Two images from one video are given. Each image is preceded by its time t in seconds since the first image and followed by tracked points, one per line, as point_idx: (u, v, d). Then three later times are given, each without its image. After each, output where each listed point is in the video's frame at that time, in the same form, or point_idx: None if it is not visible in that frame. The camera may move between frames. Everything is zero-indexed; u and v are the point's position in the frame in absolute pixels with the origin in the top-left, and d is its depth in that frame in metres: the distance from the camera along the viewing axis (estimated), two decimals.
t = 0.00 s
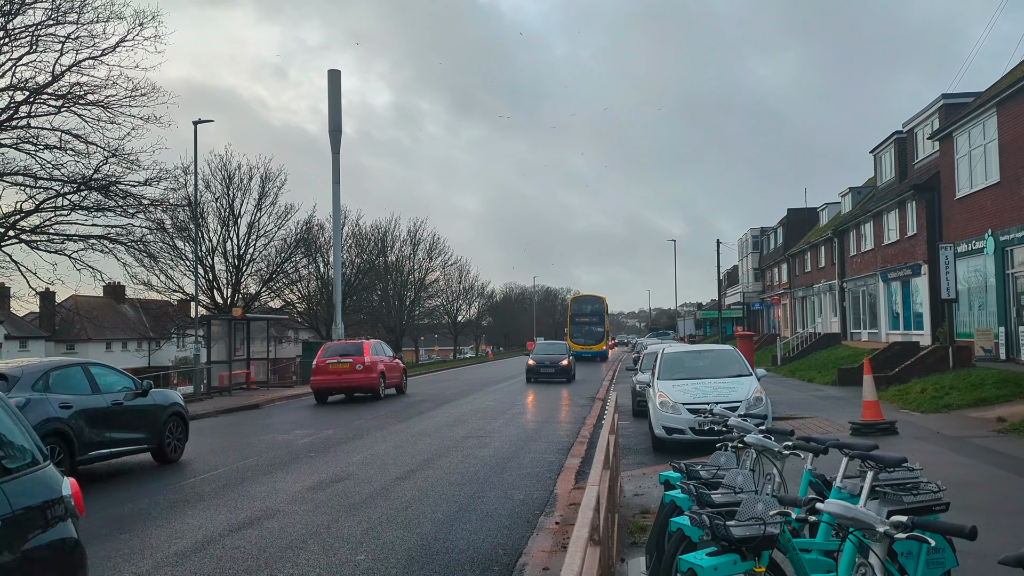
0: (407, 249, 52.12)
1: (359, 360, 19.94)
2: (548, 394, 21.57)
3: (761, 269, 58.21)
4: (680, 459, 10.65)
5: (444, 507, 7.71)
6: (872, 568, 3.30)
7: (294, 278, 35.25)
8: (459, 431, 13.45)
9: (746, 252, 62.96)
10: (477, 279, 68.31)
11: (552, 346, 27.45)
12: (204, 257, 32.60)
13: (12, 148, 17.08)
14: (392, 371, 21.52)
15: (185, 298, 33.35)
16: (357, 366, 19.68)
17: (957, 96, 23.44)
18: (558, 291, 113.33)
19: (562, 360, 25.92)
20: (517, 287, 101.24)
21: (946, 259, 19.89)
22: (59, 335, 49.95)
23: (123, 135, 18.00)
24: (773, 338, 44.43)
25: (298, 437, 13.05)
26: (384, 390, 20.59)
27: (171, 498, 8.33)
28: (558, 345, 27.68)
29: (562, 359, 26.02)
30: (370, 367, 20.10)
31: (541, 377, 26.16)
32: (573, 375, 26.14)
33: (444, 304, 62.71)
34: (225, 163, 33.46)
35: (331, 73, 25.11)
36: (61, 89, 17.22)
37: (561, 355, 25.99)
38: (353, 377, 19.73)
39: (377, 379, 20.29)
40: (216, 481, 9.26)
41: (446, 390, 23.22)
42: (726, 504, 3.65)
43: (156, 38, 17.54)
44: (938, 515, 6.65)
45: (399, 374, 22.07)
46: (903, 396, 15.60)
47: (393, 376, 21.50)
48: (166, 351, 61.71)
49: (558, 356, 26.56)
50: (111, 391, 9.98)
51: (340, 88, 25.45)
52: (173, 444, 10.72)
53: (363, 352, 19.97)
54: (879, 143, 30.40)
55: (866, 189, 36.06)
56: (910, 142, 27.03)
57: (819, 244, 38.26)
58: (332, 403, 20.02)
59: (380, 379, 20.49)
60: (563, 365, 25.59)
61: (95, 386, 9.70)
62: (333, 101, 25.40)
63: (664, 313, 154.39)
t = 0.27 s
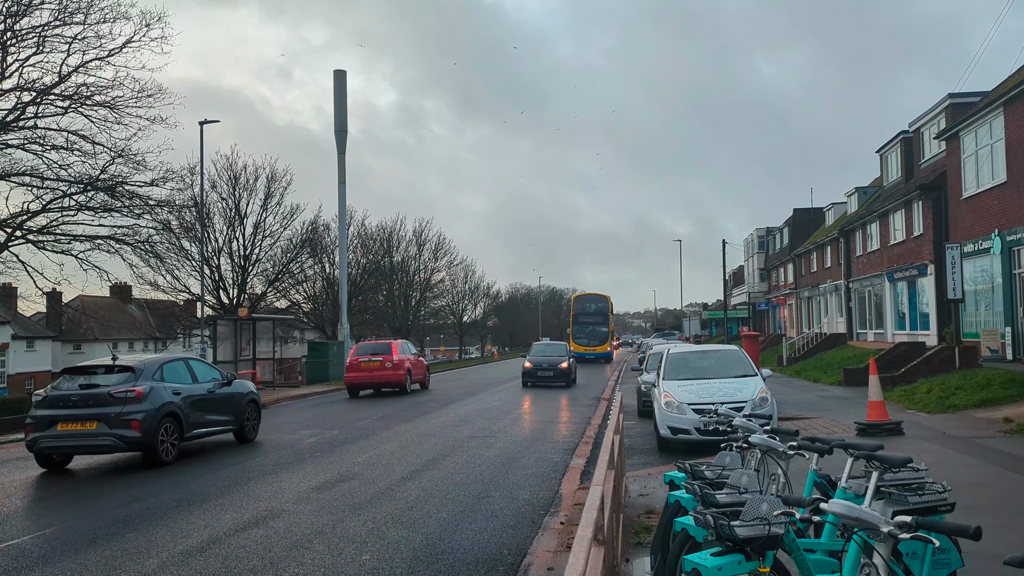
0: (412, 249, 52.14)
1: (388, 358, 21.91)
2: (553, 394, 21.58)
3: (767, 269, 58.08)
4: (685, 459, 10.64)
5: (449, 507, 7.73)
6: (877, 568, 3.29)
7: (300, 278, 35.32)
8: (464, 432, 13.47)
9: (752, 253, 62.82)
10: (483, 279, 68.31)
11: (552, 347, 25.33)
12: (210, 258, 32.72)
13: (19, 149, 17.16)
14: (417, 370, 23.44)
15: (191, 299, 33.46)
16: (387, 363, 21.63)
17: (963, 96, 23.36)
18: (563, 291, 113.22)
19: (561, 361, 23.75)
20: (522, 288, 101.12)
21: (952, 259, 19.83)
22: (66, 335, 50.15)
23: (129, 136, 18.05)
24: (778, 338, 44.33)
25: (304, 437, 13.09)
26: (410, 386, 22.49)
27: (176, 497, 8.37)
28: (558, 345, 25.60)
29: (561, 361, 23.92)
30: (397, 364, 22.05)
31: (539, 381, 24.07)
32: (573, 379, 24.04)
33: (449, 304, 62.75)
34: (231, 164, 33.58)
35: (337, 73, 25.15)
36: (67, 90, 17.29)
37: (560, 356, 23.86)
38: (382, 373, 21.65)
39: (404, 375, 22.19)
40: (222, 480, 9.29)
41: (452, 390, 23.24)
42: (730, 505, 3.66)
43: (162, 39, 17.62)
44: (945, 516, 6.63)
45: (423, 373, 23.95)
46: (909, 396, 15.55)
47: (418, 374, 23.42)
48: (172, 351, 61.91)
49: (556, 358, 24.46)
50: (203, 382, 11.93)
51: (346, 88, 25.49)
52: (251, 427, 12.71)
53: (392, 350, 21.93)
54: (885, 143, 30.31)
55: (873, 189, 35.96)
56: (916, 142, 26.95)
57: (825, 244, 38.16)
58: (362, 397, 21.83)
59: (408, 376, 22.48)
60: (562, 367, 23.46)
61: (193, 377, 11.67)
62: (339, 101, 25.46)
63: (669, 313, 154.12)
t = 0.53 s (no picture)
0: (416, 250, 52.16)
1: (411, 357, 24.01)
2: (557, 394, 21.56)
3: (771, 270, 57.96)
4: (689, 460, 10.65)
5: (453, 507, 7.74)
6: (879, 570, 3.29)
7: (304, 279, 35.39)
8: (468, 432, 13.50)
9: (756, 253, 62.69)
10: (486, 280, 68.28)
11: (548, 348, 23.39)
12: (215, 258, 32.80)
13: (23, 150, 17.21)
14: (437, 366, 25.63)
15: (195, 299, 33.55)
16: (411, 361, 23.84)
17: (968, 96, 23.30)
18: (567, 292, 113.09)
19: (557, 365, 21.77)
20: (525, 288, 101.06)
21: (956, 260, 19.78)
22: (70, 336, 50.31)
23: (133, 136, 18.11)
24: (782, 339, 44.26)
25: (308, 437, 13.14)
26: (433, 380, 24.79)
27: (180, 498, 8.40)
28: (554, 345, 23.68)
29: (558, 364, 22.01)
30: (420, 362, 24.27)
31: (533, 385, 22.13)
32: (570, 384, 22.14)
33: (453, 305, 62.74)
34: (235, 165, 33.66)
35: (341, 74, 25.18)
36: (72, 91, 17.36)
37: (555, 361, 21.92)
38: (406, 370, 23.84)
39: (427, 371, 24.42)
40: (225, 481, 9.32)
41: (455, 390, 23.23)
42: (733, 505, 3.66)
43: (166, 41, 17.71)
44: (950, 518, 6.62)
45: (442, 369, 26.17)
46: (914, 397, 15.52)
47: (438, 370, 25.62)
48: (176, 351, 62.06)
49: (552, 360, 22.56)
50: (268, 373, 13.92)
51: (350, 89, 25.54)
52: (307, 411, 14.74)
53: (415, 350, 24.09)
54: (889, 143, 30.26)
55: (877, 189, 35.89)
56: (921, 142, 26.89)
57: (829, 244, 38.10)
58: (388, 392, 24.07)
59: (429, 372, 24.69)
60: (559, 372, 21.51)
61: (262, 369, 13.66)
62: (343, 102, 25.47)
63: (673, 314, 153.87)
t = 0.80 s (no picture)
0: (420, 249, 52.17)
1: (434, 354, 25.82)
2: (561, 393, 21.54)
3: (775, 269, 57.86)
4: (694, 459, 10.64)
5: (457, 507, 7.74)
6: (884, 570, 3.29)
7: (308, 278, 35.43)
8: (472, 431, 13.51)
9: (760, 252, 62.58)
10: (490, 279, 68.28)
11: (542, 349, 21.28)
12: (219, 258, 32.86)
13: (28, 149, 17.26)
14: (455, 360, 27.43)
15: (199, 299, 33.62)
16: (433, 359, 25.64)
17: (973, 95, 23.25)
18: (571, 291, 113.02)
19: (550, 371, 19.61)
20: (529, 287, 100.93)
21: (961, 259, 19.72)
22: (75, 335, 50.42)
23: (138, 136, 18.15)
24: (786, 338, 44.19)
25: (312, 436, 13.15)
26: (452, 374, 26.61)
27: (185, 497, 8.41)
28: (550, 346, 21.56)
29: (552, 368, 19.88)
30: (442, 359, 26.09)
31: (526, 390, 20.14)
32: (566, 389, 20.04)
33: (456, 304, 62.74)
34: (239, 164, 33.71)
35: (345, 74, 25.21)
36: (77, 91, 17.41)
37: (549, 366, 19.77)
38: (429, 366, 25.67)
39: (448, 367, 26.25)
40: (229, 480, 9.33)
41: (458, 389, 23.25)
42: (738, 505, 3.66)
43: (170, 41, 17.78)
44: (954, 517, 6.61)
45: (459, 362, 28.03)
46: (918, 397, 15.49)
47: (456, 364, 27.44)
48: (181, 350, 62.20)
49: (546, 362, 20.42)
50: (321, 365, 15.86)
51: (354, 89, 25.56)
52: (351, 400, 16.69)
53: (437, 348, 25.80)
54: (894, 142, 30.20)
55: (882, 188, 35.81)
56: (926, 141, 26.82)
57: (833, 243, 38.01)
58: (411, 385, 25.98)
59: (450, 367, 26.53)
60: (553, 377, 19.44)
61: (317, 362, 15.58)
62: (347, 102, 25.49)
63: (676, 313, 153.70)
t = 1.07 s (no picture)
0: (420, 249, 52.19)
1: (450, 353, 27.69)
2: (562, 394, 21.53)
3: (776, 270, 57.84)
4: (694, 460, 10.64)
5: (458, 507, 7.74)
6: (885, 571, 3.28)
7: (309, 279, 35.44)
8: (473, 432, 13.52)
9: (761, 253, 62.56)
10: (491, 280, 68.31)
11: (531, 354, 19.87)
12: (220, 258, 32.90)
13: (29, 150, 17.29)
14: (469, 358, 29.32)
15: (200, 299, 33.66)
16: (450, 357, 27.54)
17: (974, 95, 23.25)
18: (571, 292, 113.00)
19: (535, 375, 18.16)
20: (530, 288, 100.91)
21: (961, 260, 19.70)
22: (76, 335, 50.47)
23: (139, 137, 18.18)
24: (787, 339, 44.18)
25: (313, 437, 13.16)
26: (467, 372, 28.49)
27: (186, 498, 8.42)
28: (540, 349, 20.09)
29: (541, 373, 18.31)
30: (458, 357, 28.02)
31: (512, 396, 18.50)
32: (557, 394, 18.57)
33: (457, 305, 62.75)
34: (240, 165, 33.74)
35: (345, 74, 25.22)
36: (78, 92, 17.43)
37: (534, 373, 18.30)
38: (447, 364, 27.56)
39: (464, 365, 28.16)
40: (231, 481, 9.35)
41: (459, 390, 23.26)
42: (739, 505, 3.66)
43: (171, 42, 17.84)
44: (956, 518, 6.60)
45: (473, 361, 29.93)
46: (919, 397, 15.48)
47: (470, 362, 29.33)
48: (182, 351, 62.26)
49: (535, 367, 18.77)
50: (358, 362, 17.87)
51: (355, 89, 25.57)
52: (383, 393, 18.69)
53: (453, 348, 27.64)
54: (895, 143, 30.19)
55: (883, 189, 35.80)
56: (927, 142, 26.82)
57: (834, 244, 38.03)
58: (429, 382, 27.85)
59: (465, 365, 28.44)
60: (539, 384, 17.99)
61: (355, 359, 17.58)
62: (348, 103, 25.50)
63: (677, 314, 153.70)
